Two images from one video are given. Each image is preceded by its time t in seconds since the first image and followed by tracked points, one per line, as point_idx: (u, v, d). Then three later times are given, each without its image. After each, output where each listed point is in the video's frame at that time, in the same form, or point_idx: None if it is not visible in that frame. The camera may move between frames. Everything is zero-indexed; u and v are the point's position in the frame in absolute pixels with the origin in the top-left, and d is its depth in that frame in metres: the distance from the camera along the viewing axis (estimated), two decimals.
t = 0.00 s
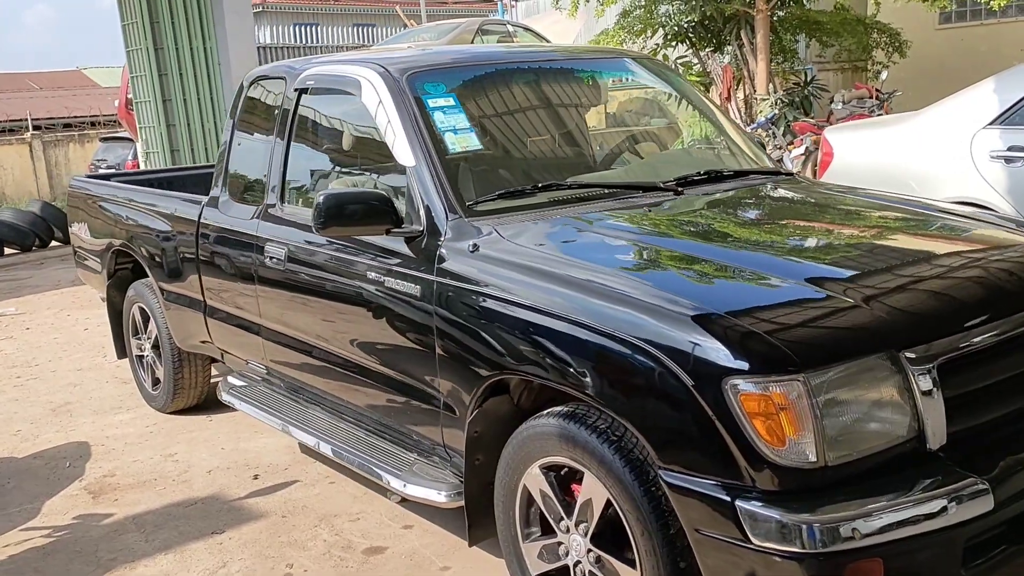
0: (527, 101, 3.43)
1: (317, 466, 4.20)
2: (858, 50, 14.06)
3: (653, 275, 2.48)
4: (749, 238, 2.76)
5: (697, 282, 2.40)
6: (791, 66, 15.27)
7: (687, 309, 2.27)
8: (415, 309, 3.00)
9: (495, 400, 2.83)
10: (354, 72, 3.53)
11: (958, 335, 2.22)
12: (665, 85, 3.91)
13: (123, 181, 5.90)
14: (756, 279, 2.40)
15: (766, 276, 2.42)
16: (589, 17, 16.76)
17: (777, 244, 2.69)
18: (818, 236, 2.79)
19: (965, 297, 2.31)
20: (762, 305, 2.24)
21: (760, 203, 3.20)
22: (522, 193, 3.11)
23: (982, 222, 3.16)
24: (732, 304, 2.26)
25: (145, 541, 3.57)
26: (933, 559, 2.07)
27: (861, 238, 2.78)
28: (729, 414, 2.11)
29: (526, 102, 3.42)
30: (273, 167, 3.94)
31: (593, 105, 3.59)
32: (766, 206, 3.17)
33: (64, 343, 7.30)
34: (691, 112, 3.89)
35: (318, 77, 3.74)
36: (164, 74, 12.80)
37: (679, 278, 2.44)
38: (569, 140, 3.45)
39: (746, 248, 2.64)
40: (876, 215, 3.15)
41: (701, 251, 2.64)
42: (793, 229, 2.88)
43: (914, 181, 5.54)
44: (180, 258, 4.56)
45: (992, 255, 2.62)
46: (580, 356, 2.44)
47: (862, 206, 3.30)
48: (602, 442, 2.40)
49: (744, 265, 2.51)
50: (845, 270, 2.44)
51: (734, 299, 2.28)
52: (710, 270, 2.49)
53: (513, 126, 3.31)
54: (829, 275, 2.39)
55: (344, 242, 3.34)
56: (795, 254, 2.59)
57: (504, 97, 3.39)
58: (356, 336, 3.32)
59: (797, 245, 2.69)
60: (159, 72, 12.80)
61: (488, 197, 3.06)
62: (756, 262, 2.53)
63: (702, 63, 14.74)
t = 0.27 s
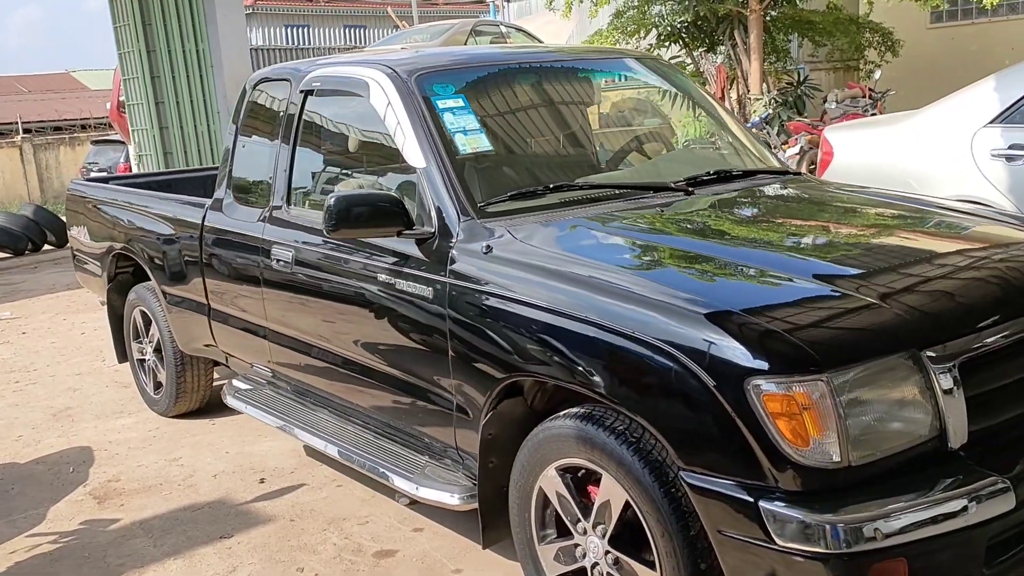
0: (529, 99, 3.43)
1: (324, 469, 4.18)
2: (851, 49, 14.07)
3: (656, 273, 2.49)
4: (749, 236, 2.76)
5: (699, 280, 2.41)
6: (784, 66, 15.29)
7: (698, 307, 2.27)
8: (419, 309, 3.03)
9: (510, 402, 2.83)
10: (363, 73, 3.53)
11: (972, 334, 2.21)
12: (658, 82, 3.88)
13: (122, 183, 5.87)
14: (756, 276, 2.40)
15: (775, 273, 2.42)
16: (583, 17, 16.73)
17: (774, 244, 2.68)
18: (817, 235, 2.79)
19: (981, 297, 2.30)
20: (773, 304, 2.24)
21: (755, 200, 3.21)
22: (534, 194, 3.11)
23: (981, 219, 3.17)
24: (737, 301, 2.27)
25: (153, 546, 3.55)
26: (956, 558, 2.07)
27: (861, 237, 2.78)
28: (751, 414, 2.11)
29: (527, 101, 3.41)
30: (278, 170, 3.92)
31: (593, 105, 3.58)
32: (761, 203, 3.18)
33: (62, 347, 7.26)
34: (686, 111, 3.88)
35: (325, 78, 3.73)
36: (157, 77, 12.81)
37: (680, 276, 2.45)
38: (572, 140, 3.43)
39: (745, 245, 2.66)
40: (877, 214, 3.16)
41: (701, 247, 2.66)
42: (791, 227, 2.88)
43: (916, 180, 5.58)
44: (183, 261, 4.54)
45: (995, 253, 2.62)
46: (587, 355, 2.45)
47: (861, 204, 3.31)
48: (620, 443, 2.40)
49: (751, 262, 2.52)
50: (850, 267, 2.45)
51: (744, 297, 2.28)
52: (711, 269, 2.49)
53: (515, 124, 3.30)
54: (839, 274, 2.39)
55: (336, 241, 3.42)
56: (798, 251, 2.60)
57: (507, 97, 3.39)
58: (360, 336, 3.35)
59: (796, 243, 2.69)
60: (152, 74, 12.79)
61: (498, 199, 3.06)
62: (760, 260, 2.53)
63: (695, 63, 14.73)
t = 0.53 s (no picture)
0: (529, 100, 3.44)
1: (331, 473, 4.18)
2: (840, 49, 14.12)
3: (659, 272, 2.53)
4: (744, 234, 2.81)
5: (698, 278, 2.45)
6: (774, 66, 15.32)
7: (708, 304, 2.31)
8: (423, 311, 3.08)
9: (524, 404, 2.84)
10: (371, 77, 3.55)
11: (980, 333, 2.23)
12: (647, 83, 3.86)
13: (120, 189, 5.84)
14: (754, 274, 2.45)
15: (779, 270, 2.47)
16: (573, 18, 16.70)
17: (766, 241, 2.73)
18: (811, 233, 2.83)
19: (988, 295, 2.32)
20: (782, 302, 2.27)
21: (748, 199, 3.25)
22: (543, 196, 3.12)
23: (975, 215, 3.20)
24: (738, 297, 2.31)
25: (163, 552, 3.54)
26: (976, 553, 2.09)
27: (856, 235, 2.81)
28: (772, 412, 2.13)
29: (528, 103, 3.43)
30: (282, 175, 3.94)
31: (590, 106, 3.58)
32: (754, 201, 3.22)
33: (58, 355, 7.22)
34: (676, 112, 3.88)
35: (332, 82, 3.74)
36: (147, 82, 12.74)
37: (679, 274, 2.50)
38: (574, 143, 3.43)
39: (741, 243, 2.71)
40: (869, 211, 3.19)
41: (697, 245, 2.71)
42: (785, 225, 2.92)
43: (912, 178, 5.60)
44: (186, 266, 4.53)
45: (993, 251, 2.64)
46: (595, 354, 2.49)
47: (852, 201, 3.35)
48: (638, 442, 2.41)
49: (754, 259, 2.57)
50: (852, 263, 2.49)
51: (751, 294, 2.32)
52: (709, 267, 2.54)
53: (515, 125, 3.32)
54: (839, 269, 2.45)
55: (329, 242, 3.52)
56: (795, 248, 2.65)
57: (508, 98, 3.40)
58: (362, 337, 3.40)
59: (790, 241, 2.73)
60: (142, 79, 12.73)
61: (508, 201, 3.07)
62: (761, 257, 2.58)
63: (685, 64, 14.74)
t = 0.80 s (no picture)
0: (533, 99, 3.45)
1: (338, 475, 4.17)
2: (831, 49, 14.16)
3: (667, 268, 2.56)
4: (741, 229, 2.87)
5: (699, 273, 2.49)
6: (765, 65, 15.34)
7: (714, 297, 2.35)
8: (427, 309, 3.12)
9: (540, 402, 2.85)
10: (382, 77, 3.55)
11: (993, 330, 2.24)
12: (639, 82, 3.81)
13: (119, 192, 5.81)
14: (754, 270, 2.49)
15: (786, 265, 2.51)
16: (565, 19, 16.69)
17: (765, 236, 2.79)
18: (807, 228, 2.87)
19: (998, 291, 2.34)
20: (789, 297, 2.30)
21: (742, 197, 3.28)
22: (556, 195, 3.15)
23: (973, 210, 3.23)
24: (739, 291, 2.36)
25: (174, 555, 3.53)
26: (999, 546, 2.10)
27: (854, 231, 2.84)
28: (796, 408, 2.14)
29: (530, 101, 3.43)
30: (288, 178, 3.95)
31: (590, 104, 3.60)
32: (749, 198, 3.26)
33: (56, 359, 7.18)
34: (669, 113, 3.84)
35: (341, 83, 3.74)
36: (139, 85, 12.59)
37: (680, 270, 2.54)
38: (579, 142, 3.45)
39: (739, 239, 2.76)
40: (865, 206, 3.23)
41: (696, 241, 2.76)
42: (781, 221, 2.97)
43: (911, 176, 5.61)
44: (191, 268, 4.52)
45: (994, 247, 2.67)
46: (608, 350, 2.53)
47: (847, 196, 3.38)
48: (657, 440, 2.42)
49: (760, 254, 2.62)
50: (853, 257, 2.55)
51: (758, 290, 2.35)
52: (709, 263, 2.58)
53: (520, 124, 3.32)
54: (838, 262, 2.51)
55: (340, 243, 3.53)
56: (795, 242, 2.71)
57: (512, 97, 3.40)
58: (368, 336, 3.44)
59: (788, 237, 2.78)
60: (134, 82, 12.58)
61: (522, 200, 3.09)
62: (767, 252, 2.63)
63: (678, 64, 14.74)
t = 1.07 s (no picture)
0: (535, 98, 3.46)
1: (344, 474, 4.17)
2: (825, 48, 14.20)
3: (678, 267, 2.57)
4: (738, 226, 2.90)
5: (701, 271, 2.52)
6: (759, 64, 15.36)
7: (721, 294, 2.38)
8: (428, 306, 3.16)
9: (552, 401, 2.87)
10: (390, 77, 3.56)
11: (1002, 330, 2.26)
12: (631, 81, 3.80)
13: (119, 192, 5.80)
14: (752, 267, 2.53)
15: (790, 262, 2.54)
16: (559, 19, 16.70)
17: (759, 234, 2.82)
18: (804, 226, 2.90)
19: (1006, 290, 2.36)
20: (794, 294, 2.33)
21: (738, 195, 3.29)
22: (566, 195, 3.16)
23: (970, 208, 3.26)
24: (742, 288, 2.39)
25: (182, 555, 3.53)
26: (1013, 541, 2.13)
27: (851, 229, 2.86)
28: (813, 406, 2.15)
29: (534, 101, 3.44)
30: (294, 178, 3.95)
31: (591, 103, 3.60)
32: (747, 197, 3.28)
33: (55, 359, 7.15)
34: (664, 112, 3.82)
35: (348, 83, 3.74)
36: (133, 84, 12.53)
37: (681, 267, 2.57)
38: (583, 141, 3.46)
39: (736, 236, 2.80)
40: (860, 203, 3.25)
41: (696, 239, 2.79)
42: (778, 218, 3.00)
43: (910, 175, 5.65)
44: (195, 268, 4.51)
45: (995, 246, 2.69)
46: (619, 349, 2.54)
47: (843, 194, 3.41)
48: (671, 438, 2.44)
49: (763, 251, 2.65)
50: (852, 253, 2.59)
51: (763, 287, 2.38)
52: (707, 261, 2.60)
53: (527, 123, 3.33)
54: (842, 259, 2.54)
55: (347, 243, 3.53)
56: (793, 239, 2.74)
57: (517, 97, 3.42)
58: (375, 336, 3.45)
59: (786, 234, 2.80)
60: (128, 81, 12.52)
61: (532, 200, 3.10)
62: (769, 250, 2.66)
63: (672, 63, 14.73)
